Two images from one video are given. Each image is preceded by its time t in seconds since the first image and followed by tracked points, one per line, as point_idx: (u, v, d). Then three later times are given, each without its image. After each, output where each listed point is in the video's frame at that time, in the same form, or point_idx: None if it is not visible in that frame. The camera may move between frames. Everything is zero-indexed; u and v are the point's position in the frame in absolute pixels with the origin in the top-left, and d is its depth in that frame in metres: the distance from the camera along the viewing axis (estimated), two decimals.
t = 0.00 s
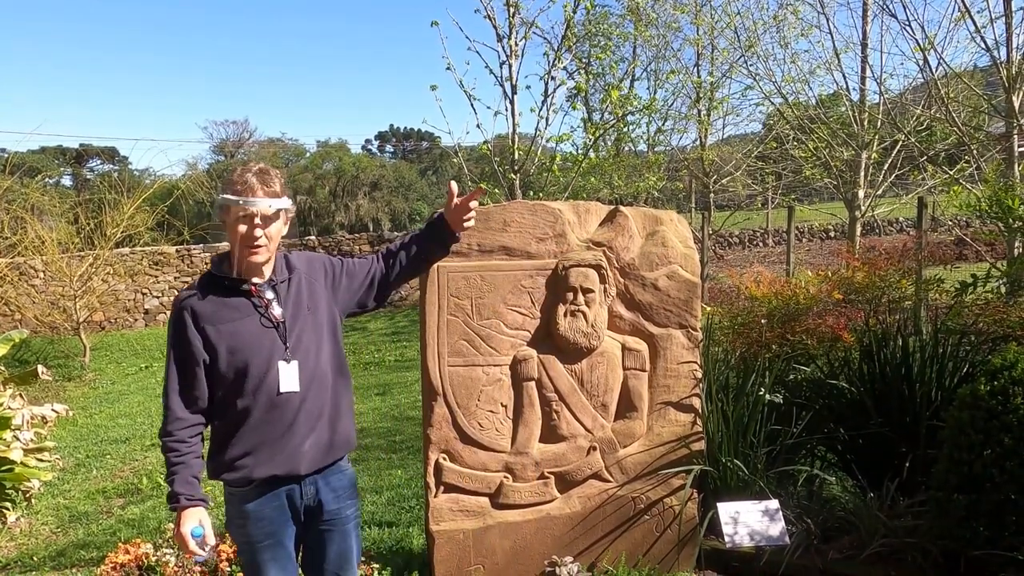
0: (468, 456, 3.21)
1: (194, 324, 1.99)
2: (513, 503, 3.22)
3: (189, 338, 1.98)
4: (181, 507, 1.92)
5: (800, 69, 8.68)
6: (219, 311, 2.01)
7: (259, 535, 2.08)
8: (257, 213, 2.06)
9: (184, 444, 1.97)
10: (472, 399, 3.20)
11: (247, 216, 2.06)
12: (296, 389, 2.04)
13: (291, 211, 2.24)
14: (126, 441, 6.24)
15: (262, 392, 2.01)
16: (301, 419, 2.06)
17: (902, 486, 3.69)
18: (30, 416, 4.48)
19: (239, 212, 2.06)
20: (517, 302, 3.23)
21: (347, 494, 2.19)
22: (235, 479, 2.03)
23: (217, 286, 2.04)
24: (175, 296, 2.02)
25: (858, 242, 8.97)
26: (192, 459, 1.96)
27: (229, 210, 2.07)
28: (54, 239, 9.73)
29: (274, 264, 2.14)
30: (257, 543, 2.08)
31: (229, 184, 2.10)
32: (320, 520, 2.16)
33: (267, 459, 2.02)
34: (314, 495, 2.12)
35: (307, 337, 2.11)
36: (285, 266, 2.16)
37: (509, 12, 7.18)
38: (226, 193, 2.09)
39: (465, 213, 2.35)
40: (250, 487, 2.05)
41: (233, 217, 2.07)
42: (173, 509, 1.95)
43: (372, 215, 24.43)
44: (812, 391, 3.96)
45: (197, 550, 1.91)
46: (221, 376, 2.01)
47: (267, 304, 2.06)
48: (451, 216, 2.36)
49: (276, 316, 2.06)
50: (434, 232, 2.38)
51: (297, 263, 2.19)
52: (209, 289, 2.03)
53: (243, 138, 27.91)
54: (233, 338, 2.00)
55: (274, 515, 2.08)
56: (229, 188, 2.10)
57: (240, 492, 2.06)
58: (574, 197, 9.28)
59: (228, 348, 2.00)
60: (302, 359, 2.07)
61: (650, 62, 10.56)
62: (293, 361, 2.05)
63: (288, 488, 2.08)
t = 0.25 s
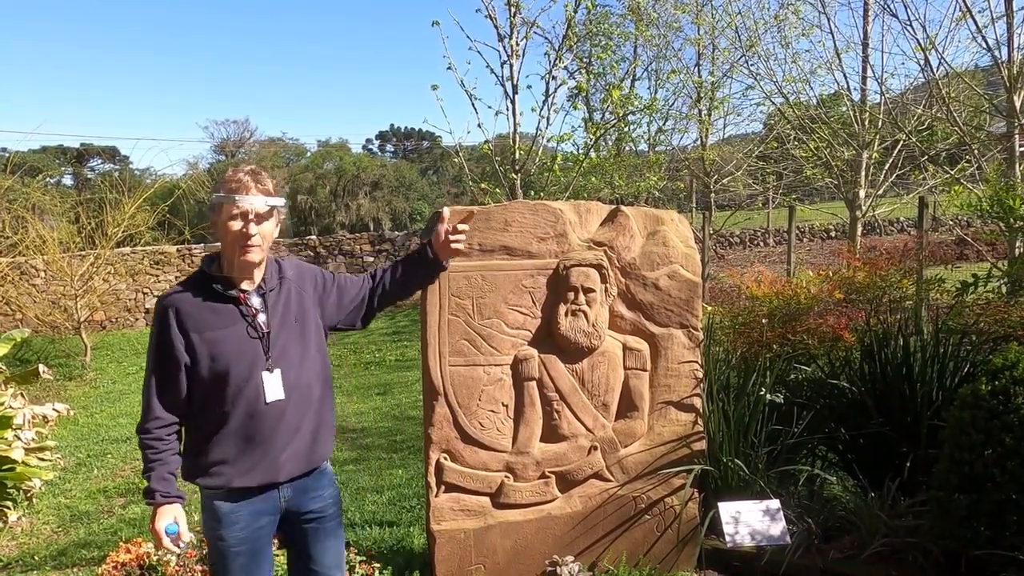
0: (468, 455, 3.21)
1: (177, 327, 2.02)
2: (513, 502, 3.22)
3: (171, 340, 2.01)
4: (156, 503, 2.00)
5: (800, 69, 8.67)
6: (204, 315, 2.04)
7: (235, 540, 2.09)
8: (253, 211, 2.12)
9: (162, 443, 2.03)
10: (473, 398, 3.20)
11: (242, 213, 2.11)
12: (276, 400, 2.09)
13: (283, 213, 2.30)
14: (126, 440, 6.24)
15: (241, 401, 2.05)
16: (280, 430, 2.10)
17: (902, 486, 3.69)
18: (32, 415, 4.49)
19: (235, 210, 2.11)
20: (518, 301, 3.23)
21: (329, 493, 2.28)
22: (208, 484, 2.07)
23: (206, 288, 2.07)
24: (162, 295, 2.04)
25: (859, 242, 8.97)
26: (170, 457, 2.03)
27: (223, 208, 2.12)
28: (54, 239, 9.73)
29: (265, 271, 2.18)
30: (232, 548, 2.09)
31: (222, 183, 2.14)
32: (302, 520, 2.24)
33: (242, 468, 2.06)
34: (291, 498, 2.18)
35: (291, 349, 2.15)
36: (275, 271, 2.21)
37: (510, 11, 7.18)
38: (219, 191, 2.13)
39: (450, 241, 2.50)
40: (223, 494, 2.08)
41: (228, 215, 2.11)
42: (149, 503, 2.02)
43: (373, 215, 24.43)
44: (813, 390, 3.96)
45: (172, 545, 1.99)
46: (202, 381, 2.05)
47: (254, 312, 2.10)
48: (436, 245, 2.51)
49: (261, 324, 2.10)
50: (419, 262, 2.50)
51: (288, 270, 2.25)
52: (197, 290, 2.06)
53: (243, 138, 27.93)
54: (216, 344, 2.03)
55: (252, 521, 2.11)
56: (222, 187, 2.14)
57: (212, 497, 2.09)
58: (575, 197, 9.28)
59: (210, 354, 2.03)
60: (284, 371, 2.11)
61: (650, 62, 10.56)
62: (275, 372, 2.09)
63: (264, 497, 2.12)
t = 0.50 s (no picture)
0: (469, 455, 3.21)
1: (149, 334, 2.01)
2: (514, 502, 3.22)
3: (142, 347, 2.00)
4: (125, 515, 1.93)
5: (802, 68, 8.68)
6: (177, 323, 2.05)
7: (189, 551, 2.09)
8: (234, 220, 2.13)
9: (128, 451, 1.97)
10: (474, 398, 3.20)
11: (224, 221, 2.12)
12: (243, 412, 2.11)
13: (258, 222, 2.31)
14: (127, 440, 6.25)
15: (209, 412, 2.07)
16: (244, 443, 2.13)
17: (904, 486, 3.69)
18: (33, 415, 4.49)
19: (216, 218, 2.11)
20: (519, 301, 3.23)
21: (291, 501, 2.26)
22: (168, 495, 2.07)
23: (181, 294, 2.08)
24: (133, 300, 2.03)
25: (860, 242, 8.97)
26: (135, 466, 1.98)
27: (205, 215, 2.11)
28: (56, 238, 9.74)
29: (239, 281, 2.21)
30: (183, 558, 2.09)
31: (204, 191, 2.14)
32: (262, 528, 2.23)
33: (206, 480, 2.07)
34: (248, 508, 2.17)
35: (260, 362, 2.18)
36: (249, 283, 2.24)
37: (512, 11, 7.19)
38: (201, 198, 2.13)
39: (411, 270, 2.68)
40: (182, 505, 2.09)
41: (208, 223, 2.11)
42: (113, 515, 1.96)
43: (374, 215, 24.45)
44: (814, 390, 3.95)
45: (146, 555, 1.95)
46: (169, 390, 2.05)
47: (227, 323, 2.13)
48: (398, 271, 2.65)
49: (234, 336, 2.13)
50: (385, 287, 2.57)
51: (260, 283, 2.29)
52: (171, 296, 2.07)
53: (244, 138, 27.94)
54: (187, 354, 2.04)
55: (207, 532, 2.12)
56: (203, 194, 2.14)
57: (170, 508, 2.09)
58: (576, 197, 9.28)
59: (180, 364, 2.04)
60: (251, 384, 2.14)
61: (652, 62, 10.56)
62: (244, 384, 2.13)
63: (223, 510, 2.13)
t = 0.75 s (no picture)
0: (472, 455, 3.21)
1: (123, 333, 1.99)
2: (516, 502, 3.23)
3: (115, 347, 1.98)
4: (91, 519, 1.90)
5: (804, 69, 8.67)
6: (151, 323, 2.04)
7: (165, 554, 2.10)
8: (225, 230, 2.12)
9: (96, 453, 1.94)
10: (476, 398, 3.20)
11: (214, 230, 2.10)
12: (214, 415, 2.13)
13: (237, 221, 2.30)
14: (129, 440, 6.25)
15: (181, 413, 2.07)
16: (216, 445, 2.14)
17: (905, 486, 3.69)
18: (35, 415, 4.49)
19: (207, 225, 2.08)
20: (521, 301, 3.23)
21: (264, 497, 2.31)
22: (137, 497, 2.06)
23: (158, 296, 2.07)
24: (107, 298, 2.00)
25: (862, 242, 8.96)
26: (103, 469, 1.95)
27: (193, 220, 2.08)
28: (58, 238, 9.74)
29: (216, 286, 2.22)
30: (161, 561, 2.11)
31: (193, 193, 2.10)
32: (237, 525, 2.27)
33: (176, 482, 2.08)
34: (224, 508, 2.21)
35: (231, 365, 2.20)
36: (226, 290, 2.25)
37: (514, 11, 7.19)
38: (191, 201, 2.09)
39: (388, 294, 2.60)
40: (152, 508, 2.08)
41: (197, 229, 2.08)
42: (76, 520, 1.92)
43: (375, 215, 24.46)
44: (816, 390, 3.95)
45: (111, 562, 1.90)
46: (141, 391, 2.04)
47: (202, 325, 2.13)
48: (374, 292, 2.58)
49: (209, 338, 2.14)
50: (357, 306, 2.56)
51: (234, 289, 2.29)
52: (147, 294, 2.06)
53: (246, 138, 27.94)
54: (161, 354, 2.04)
55: (184, 534, 2.13)
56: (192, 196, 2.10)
57: (140, 510, 2.08)
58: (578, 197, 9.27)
59: (154, 364, 2.03)
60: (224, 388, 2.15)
61: (653, 62, 10.56)
62: (216, 387, 2.14)
63: (193, 513, 2.14)
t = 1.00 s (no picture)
0: (473, 455, 3.21)
1: (115, 338, 1.97)
2: (518, 502, 3.23)
3: (109, 352, 1.95)
4: (88, 526, 1.88)
5: (805, 69, 8.66)
6: (144, 325, 2.02)
7: (165, 554, 2.11)
8: (237, 240, 2.12)
9: (93, 460, 1.92)
10: (478, 398, 3.20)
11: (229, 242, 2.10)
12: (211, 413, 2.13)
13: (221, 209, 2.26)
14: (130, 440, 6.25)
15: (178, 414, 2.07)
16: (214, 444, 2.15)
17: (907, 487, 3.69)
18: (37, 414, 4.49)
19: (225, 240, 2.08)
20: (523, 301, 3.23)
21: (263, 496, 2.32)
22: (138, 499, 2.06)
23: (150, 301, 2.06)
24: (96, 303, 1.97)
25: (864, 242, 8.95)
26: (101, 475, 1.92)
27: (211, 235, 2.06)
28: (60, 238, 9.76)
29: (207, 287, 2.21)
30: (160, 561, 2.11)
31: (207, 205, 2.05)
32: (235, 525, 2.28)
33: (176, 482, 2.08)
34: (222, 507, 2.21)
35: (224, 363, 2.20)
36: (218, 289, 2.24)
37: (516, 11, 7.19)
38: (205, 214, 2.04)
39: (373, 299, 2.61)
40: (153, 508, 2.08)
41: (216, 243, 2.07)
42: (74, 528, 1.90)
43: (376, 215, 24.48)
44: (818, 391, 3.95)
45: (109, 569, 1.88)
46: (136, 394, 2.02)
47: (194, 324, 2.12)
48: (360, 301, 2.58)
49: (202, 337, 2.13)
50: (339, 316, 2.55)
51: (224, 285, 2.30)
52: (139, 298, 2.04)
53: (247, 138, 27.97)
54: (156, 356, 2.03)
55: (182, 533, 2.14)
56: (204, 207, 2.05)
57: (141, 511, 2.08)
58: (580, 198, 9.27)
59: (149, 366, 2.02)
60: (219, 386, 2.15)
61: (655, 62, 10.56)
62: (212, 385, 2.14)
63: (194, 511, 2.15)
